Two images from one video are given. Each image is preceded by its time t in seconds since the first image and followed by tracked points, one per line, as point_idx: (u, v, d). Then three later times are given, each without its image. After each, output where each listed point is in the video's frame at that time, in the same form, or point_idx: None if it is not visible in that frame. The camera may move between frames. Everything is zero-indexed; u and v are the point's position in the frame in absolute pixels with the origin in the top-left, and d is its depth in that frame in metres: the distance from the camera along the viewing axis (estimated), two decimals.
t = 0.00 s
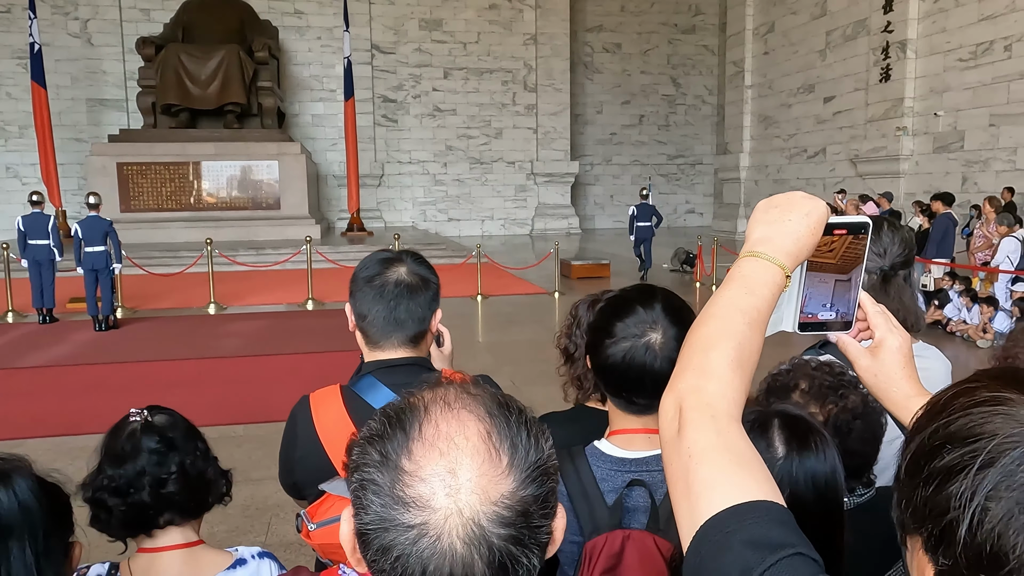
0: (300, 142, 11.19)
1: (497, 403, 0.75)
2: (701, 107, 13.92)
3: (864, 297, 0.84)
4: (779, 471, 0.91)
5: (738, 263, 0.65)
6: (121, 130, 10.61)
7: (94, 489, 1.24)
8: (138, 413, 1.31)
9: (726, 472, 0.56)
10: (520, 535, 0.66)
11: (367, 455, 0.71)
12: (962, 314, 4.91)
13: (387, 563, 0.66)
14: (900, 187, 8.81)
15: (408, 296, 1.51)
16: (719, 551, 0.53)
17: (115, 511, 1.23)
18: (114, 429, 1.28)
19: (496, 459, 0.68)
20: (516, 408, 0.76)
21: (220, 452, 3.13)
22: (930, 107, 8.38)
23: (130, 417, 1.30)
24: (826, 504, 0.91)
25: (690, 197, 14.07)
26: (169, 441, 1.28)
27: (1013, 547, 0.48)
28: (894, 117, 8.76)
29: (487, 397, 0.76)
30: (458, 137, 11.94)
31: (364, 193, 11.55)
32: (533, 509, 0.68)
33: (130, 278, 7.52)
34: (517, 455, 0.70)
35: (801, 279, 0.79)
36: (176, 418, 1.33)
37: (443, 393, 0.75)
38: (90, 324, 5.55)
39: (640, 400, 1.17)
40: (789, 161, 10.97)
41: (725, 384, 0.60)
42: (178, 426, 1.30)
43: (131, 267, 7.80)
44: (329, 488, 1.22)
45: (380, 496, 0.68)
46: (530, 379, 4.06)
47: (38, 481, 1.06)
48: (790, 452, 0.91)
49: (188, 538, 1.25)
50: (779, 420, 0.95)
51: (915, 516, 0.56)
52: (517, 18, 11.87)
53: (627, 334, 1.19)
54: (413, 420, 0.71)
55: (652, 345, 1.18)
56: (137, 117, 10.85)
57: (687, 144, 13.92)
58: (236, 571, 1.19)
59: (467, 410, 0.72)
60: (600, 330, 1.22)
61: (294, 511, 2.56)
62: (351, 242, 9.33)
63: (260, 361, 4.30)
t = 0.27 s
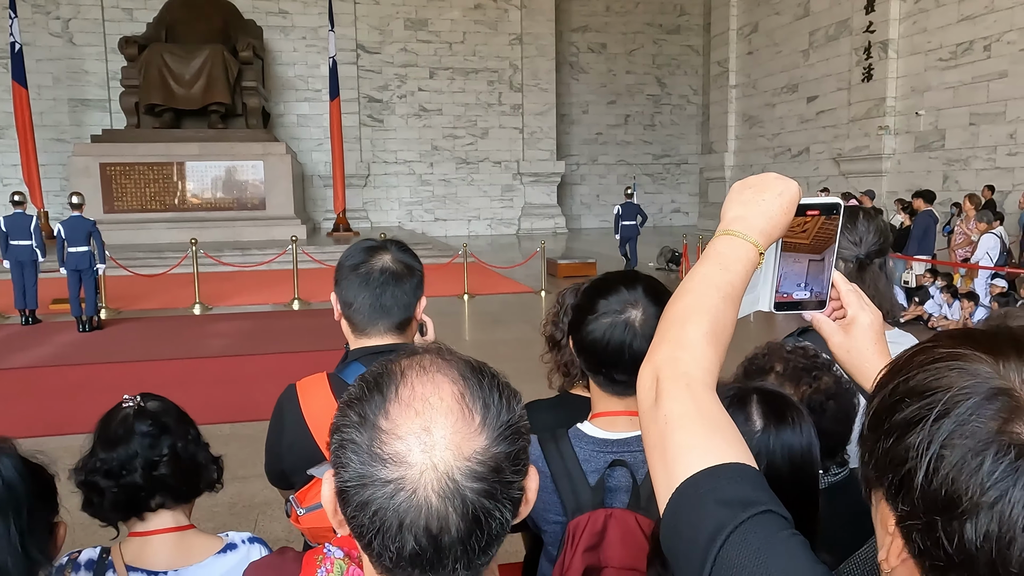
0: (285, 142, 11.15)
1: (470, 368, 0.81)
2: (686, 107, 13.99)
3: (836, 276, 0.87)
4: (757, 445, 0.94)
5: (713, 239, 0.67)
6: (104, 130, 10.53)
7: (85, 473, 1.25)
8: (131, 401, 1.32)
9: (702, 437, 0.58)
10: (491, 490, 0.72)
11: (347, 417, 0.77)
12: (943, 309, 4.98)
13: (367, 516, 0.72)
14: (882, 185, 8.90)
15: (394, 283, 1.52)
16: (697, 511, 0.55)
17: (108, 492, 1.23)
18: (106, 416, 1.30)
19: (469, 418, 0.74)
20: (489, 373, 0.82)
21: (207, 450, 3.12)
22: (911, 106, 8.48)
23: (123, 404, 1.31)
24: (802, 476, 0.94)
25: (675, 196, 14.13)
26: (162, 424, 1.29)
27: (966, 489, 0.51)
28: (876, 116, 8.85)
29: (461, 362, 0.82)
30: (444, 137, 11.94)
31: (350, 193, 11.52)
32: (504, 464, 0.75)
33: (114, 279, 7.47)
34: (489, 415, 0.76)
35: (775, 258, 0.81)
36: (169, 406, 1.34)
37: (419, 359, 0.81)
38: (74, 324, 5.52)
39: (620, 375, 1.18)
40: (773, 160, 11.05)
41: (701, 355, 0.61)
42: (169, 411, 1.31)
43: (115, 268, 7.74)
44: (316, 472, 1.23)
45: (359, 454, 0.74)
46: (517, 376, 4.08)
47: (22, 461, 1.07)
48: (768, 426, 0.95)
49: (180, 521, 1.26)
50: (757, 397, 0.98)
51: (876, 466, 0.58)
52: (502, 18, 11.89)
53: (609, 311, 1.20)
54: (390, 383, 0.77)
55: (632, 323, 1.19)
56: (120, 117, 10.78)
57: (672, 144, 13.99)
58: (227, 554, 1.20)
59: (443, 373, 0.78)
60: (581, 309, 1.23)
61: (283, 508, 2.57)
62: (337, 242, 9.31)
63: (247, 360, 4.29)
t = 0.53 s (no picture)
0: (271, 144, 11.10)
1: (433, 367, 0.81)
2: (673, 109, 14.04)
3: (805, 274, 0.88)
4: (726, 442, 0.96)
5: (680, 239, 0.68)
6: (88, 132, 10.45)
7: (63, 475, 1.25)
8: (111, 402, 1.32)
9: (665, 433, 0.59)
10: (451, 487, 0.73)
11: (310, 416, 0.78)
12: (926, 309, 5.02)
13: (327, 513, 0.73)
14: (867, 186, 8.96)
15: (376, 283, 1.52)
16: (658, 509, 0.56)
17: (85, 495, 1.22)
18: (85, 417, 1.29)
19: (429, 416, 0.75)
20: (451, 372, 0.83)
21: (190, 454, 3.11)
22: (895, 107, 8.55)
23: (103, 405, 1.31)
24: (771, 472, 0.96)
25: (663, 197, 14.17)
26: (140, 427, 1.28)
27: (911, 484, 0.52)
28: (861, 118, 8.92)
29: (424, 361, 0.82)
30: (431, 139, 11.93)
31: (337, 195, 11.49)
32: (463, 462, 0.75)
33: (99, 282, 7.41)
34: (449, 413, 0.76)
35: (745, 257, 0.81)
36: (148, 407, 1.33)
37: (383, 359, 0.81)
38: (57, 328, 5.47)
39: (589, 367, 1.19)
40: (759, 161, 11.11)
41: (666, 352, 0.62)
42: (148, 413, 1.31)
43: (99, 270, 7.68)
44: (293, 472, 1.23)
45: (319, 451, 0.74)
46: (503, 377, 4.08)
47: None
48: (736, 424, 0.96)
49: (159, 524, 1.25)
50: (728, 394, 1.00)
51: (827, 462, 0.59)
52: (489, 20, 11.89)
53: (579, 302, 1.22)
54: (351, 382, 0.77)
55: (601, 315, 1.20)
56: (104, 119, 10.69)
57: (659, 145, 14.03)
58: (206, 558, 1.19)
59: (403, 371, 0.78)
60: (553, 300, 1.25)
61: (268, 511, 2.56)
62: (324, 244, 9.27)
63: (232, 363, 4.27)
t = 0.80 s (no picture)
0: (258, 147, 11.06)
1: (400, 386, 0.81)
2: (660, 111, 14.08)
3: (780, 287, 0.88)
4: (699, 456, 0.97)
5: (654, 253, 0.68)
6: (72, 134, 10.37)
7: (37, 489, 1.23)
8: (86, 415, 1.30)
9: (634, 450, 0.59)
10: (415, 508, 0.73)
11: (273, 437, 0.78)
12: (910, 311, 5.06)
13: (289, 535, 0.73)
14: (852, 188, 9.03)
15: (356, 292, 1.52)
16: (624, 525, 0.56)
17: (59, 509, 1.21)
18: (60, 430, 1.28)
19: (393, 437, 0.74)
20: (418, 391, 0.83)
21: (174, 460, 3.08)
22: (880, 110, 8.62)
23: (78, 417, 1.30)
24: (744, 484, 0.98)
25: (650, 200, 14.22)
26: (116, 439, 1.27)
27: (870, 510, 0.52)
28: (846, 120, 8.98)
29: (392, 381, 0.82)
30: (419, 141, 11.92)
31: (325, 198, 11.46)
32: (428, 483, 0.75)
33: (83, 285, 7.35)
34: (414, 433, 0.76)
35: (719, 269, 0.82)
36: (124, 420, 1.32)
37: (348, 378, 0.81)
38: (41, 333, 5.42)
39: (567, 376, 1.20)
40: (746, 163, 11.16)
41: (637, 367, 0.62)
42: (124, 424, 1.30)
43: (84, 274, 7.62)
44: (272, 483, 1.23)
45: (282, 473, 0.74)
46: (489, 381, 4.08)
47: None
48: (710, 437, 0.98)
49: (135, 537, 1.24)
50: (704, 406, 1.01)
51: (791, 485, 0.59)
52: (477, 22, 11.89)
53: (557, 311, 1.24)
54: (315, 403, 0.77)
55: (579, 324, 1.23)
56: (89, 121, 10.62)
57: (647, 148, 14.08)
58: (182, 571, 1.16)
59: (368, 391, 0.78)
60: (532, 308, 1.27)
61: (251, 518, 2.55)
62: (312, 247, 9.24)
63: (216, 368, 4.24)
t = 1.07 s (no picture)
0: (248, 149, 11.02)
1: (392, 396, 0.81)
2: (650, 114, 14.13)
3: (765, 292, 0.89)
4: (686, 461, 0.98)
5: (639, 259, 0.68)
6: (60, 136, 10.30)
7: (23, 495, 1.23)
8: (72, 420, 1.29)
9: (620, 458, 0.60)
10: (405, 519, 0.73)
11: (264, 446, 0.77)
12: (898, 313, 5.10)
13: (278, 545, 0.72)
14: (841, 191, 9.09)
15: (344, 297, 1.52)
16: (609, 535, 0.57)
17: (45, 515, 1.20)
18: (46, 435, 1.27)
19: (384, 447, 0.74)
20: (410, 400, 0.83)
21: (161, 464, 3.06)
22: (868, 113, 8.68)
23: (65, 423, 1.29)
24: (731, 489, 0.98)
25: (641, 202, 14.25)
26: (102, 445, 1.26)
27: (854, 518, 0.52)
28: (835, 124, 9.04)
29: (384, 390, 0.82)
30: (409, 144, 11.91)
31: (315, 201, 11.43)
32: (420, 494, 0.75)
33: (70, 289, 7.30)
34: (406, 443, 0.76)
35: (705, 274, 0.82)
36: (111, 425, 1.31)
37: (341, 387, 0.81)
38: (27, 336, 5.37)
39: (555, 380, 1.21)
40: (735, 166, 11.20)
41: (621, 373, 0.62)
42: (111, 429, 1.29)
43: (71, 277, 7.57)
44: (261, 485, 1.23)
45: (272, 483, 0.74)
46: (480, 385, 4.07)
47: None
48: (697, 443, 0.98)
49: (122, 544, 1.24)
50: (690, 412, 1.01)
51: (775, 493, 0.60)
52: (468, 25, 11.89)
53: (545, 315, 1.25)
54: (307, 411, 0.77)
55: (568, 328, 1.23)
56: (77, 123, 10.55)
57: (637, 150, 14.12)
58: None
59: (361, 401, 0.78)
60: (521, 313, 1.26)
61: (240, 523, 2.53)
62: (301, 250, 9.21)
63: (204, 372, 4.22)
